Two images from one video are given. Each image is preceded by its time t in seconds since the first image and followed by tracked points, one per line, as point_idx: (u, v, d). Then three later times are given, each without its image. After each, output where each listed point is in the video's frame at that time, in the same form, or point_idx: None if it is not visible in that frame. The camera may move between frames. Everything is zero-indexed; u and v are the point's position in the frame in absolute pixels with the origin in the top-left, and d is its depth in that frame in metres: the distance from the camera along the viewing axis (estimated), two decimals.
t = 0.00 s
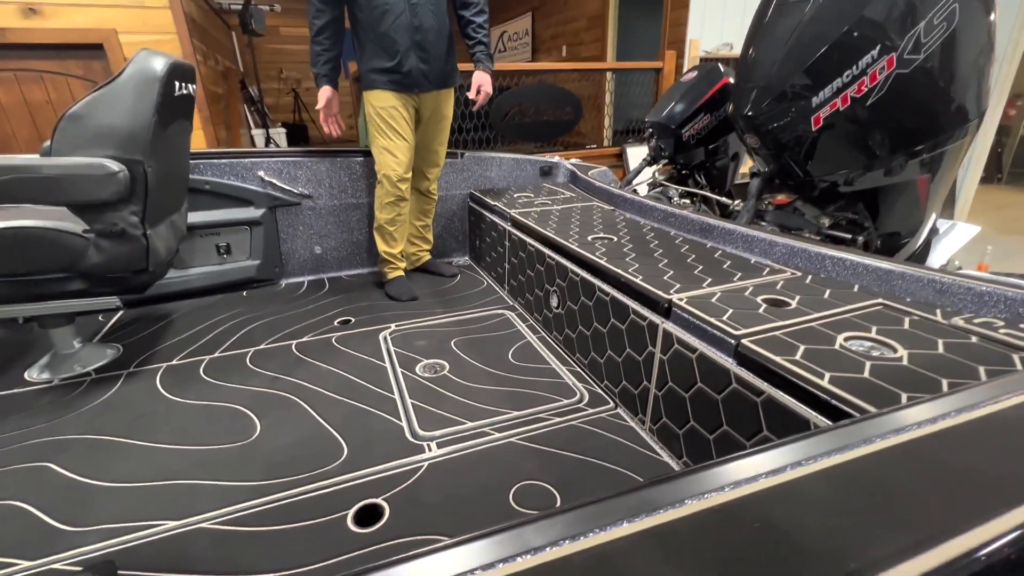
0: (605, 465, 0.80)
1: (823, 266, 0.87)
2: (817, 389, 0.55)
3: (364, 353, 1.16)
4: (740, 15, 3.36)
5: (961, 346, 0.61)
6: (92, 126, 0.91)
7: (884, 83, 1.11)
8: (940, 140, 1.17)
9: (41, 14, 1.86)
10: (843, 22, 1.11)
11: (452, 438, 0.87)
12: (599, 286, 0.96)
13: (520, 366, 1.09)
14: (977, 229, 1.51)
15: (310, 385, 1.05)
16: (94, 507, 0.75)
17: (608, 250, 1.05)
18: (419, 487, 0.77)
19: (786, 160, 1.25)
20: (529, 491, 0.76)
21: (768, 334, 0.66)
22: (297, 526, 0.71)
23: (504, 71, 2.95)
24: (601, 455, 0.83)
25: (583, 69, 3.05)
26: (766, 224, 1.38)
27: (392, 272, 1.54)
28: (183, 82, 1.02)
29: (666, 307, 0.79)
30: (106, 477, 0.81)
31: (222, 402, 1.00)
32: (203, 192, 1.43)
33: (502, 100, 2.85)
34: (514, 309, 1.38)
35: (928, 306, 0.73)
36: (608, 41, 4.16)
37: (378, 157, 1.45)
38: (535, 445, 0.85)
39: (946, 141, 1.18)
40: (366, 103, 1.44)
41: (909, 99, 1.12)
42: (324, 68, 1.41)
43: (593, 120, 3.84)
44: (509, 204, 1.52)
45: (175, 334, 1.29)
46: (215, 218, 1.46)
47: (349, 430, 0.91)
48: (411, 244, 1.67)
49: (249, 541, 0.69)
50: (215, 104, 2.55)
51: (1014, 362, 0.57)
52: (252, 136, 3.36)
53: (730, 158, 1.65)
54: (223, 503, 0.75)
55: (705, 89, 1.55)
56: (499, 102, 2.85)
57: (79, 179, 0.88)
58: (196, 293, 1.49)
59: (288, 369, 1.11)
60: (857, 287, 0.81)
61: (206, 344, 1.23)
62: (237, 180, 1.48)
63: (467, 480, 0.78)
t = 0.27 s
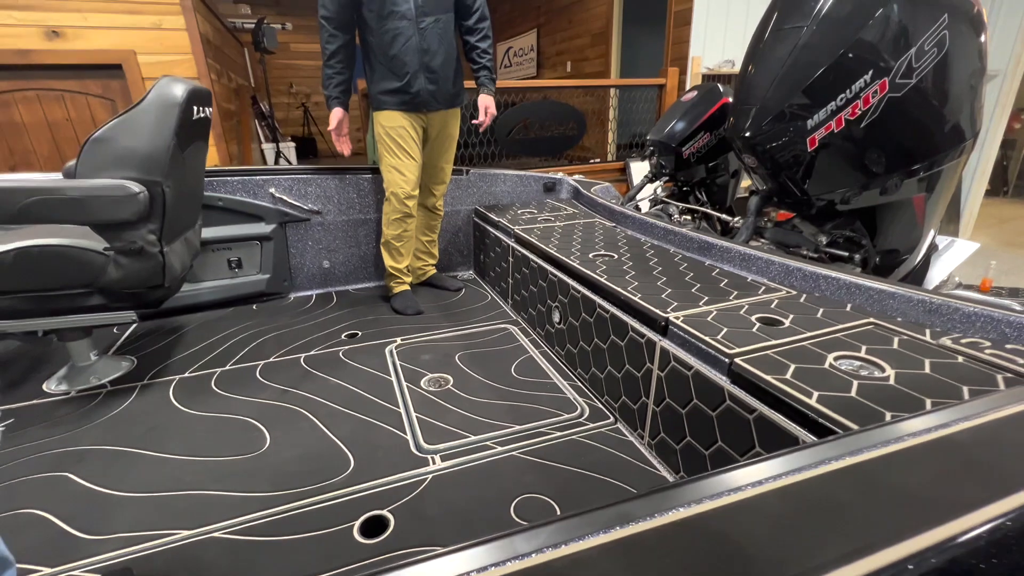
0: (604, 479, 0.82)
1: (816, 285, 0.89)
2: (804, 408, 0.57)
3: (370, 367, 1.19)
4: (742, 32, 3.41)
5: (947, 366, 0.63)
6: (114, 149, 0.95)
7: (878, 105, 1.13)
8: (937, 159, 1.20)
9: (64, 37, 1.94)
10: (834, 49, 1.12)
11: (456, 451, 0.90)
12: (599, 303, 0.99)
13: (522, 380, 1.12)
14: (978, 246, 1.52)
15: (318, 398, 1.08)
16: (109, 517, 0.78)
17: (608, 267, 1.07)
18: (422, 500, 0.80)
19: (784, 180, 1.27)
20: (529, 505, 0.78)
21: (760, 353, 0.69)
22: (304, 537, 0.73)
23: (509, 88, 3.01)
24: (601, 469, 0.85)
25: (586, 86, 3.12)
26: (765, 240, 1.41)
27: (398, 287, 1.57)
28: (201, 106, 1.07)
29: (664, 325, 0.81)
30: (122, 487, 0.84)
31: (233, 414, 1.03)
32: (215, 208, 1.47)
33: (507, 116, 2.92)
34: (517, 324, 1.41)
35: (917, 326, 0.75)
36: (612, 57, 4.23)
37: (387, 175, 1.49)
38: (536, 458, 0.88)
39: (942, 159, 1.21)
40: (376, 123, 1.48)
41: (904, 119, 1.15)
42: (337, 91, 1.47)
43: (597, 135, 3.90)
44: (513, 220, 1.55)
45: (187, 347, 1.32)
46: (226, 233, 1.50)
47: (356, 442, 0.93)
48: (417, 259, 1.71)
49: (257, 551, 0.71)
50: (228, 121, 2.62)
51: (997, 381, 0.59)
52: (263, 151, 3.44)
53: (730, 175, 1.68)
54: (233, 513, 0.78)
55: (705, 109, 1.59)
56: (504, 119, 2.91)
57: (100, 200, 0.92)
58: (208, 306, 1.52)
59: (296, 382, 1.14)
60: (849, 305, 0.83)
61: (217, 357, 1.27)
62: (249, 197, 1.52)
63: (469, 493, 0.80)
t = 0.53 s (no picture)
0: (601, 488, 0.84)
1: (806, 298, 0.92)
2: (790, 418, 0.59)
3: (372, 377, 1.22)
4: (738, 47, 3.48)
5: (930, 378, 0.65)
6: (127, 166, 0.99)
7: (865, 123, 1.16)
8: (927, 174, 1.22)
9: (75, 54, 1.99)
10: (823, 67, 1.16)
11: (457, 461, 0.92)
12: (596, 315, 1.01)
13: (521, 391, 1.14)
14: (970, 258, 1.54)
15: (321, 408, 1.10)
16: (119, 524, 0.80)
17: (605, 280, 1.10)
18: (423, 508, 0.82)
19: (777, 194, 1.30)
20: (527, 513, 0.80)
21: (750, 366, 0.71)
22: (308, 544, 0.75)
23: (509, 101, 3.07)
24: (597, 478, 0.87)
25: (585, 99, 3.17)
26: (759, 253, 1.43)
27: (399, 298, 1.59)
28: (211, 124, 1.11)
29: (658, 338, 0.83)
30: (131, 496, 0.86)
31: (238, 424, 1.05)
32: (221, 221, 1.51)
33: (507, 129, 2.98)
34: (516, 335, 1.43)
35: (903, 339, 0.77)
36: (610, 71, 4.30)
37: (388, 189, 1.52)
38: (534, 467, 0.90)
39: (933, 174, 1.23)
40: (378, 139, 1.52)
41: (893, 135, 1.17)
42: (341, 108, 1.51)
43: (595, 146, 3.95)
44: (513, 232, 1.58)
45: (192, 357, 1.34)
46: (231, 245, 1.53)
47: (358, 452, 0.95)
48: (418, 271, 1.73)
49: (263, 558, 0.73)
50: (232, 133, 2.67)
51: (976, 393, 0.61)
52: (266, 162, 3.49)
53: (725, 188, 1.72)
54: (240, 521, 0.80)
55: (700, 125, 1.63)
56: (505, 131, 2.97)
57: (113, 216, 0.95)
58: (212, 317, 1.55)
59: (299, 392, 1.16)
60: (838, 319, 0.86)
61: (221, 368, 1.29)
62: (254, 210, 1.55)
63: (469, 501, 0.83)
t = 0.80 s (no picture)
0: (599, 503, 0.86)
1: (798, 316, 0.94)
2: (779, 434, 0.61)
3: (375, 394, 1.24)
4: (733, 68, 3.56)
5: (916, 395, 0.67)
6: (141, 190, 1.03)
7: (853, 146, 1.20)
8: (917, 194, 1.25)
9: (88, 78, 2.05)
10: (813, 91, 1.20)
11: (457, 477, 0.94)
12: (594, 333, 1.04)
13: (521, 408, 1.16)
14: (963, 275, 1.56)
15: (324, 424, 1.12)
16: (126, 540, 0.81)
17: (603, 299, 1.13)
18: (425, 524, 0.83)
19: (770, 214, 1.33)
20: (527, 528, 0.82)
21: (743, 383, 0.73)
22: (312, 559, 0.77)
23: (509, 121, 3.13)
24: (596, 493, 0.88)
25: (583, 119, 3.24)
26: (755, 271, 1.46)
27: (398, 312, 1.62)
28: (221, 148, 1.15)
29: (654, 355, 0.86)
30: (138, 512, 0.88)
31: (242, 441, 1.07)
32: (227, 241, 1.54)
33: (508, 149, 3.04)
34: (516, 351, 1.45)
35: (890, 356, 0.80)
36: (608, 91, 4.38)
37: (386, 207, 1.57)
38: (533, 484, 0.92)
39: (922, 193, 1.26)
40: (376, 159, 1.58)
41: (881, 157, 1.20)
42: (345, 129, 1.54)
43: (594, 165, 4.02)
44: (513, 251, 1.61)
45: (197, 375, 1.37)
46: (236, 264, 1.56)
47: (361, 468, 0.97)
48: (419, 289, 1.76)
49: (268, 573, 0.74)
50: (239, 153, 2.72)
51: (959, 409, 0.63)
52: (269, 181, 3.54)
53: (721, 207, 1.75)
54: (245, 537, 0.81)
55: (695, 145, 1.68)
56: (505, 151, 3.04)
57: (125, 238, 0.98)
58: (217, 334, 1.57)
59: (303, 409, 1.18)
60: (828, 336, 0.88)
61: (226, 385, 1.31)
62: (259, 230, 1.59)
63: (471, 517, 0.84)
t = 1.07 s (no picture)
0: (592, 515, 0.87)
1: (785, 329, 0.97)
2: (764, 445, 0.63)
3: (370, 407, 1.25)
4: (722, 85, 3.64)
5: (897, 407, 0.69)
6: (142, 207, 1.05)
7: (837, 164, 1.23)
8: (901, 209, 1.28)
9: (87, 94, 2.07)
10: (798, 110, 1.24)
11: (452, 489, 0.95)
12: (586, 346, 1.06)
13: (516, 420, 1.17)
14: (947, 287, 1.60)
15: (320, 438, 1.13)
16: (122, 555, 0.82)
17: (595, 312, 1.15)
18: (420, 536, 0.84)
19: (758, 229, 1.36)
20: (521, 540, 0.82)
21: (730, 396, 0.75)
22: (308, 572, 0.78)
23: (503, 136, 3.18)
24: (589, 505, 0.90)
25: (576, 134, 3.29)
26: (745, 284, 1.49)
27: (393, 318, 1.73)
28: (220, 165, 1.17)
29: (645, 368, 0.88)
30: (134, 526, 0.88)
31: (238, 455, 1.07)
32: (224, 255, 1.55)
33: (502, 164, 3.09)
34: (510, 364, 1.47)
35: (873, 368, 0.82)
36: (601, 106, 4.46)
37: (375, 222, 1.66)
38: (528, 496, 0.93)
39: (906, 209, 1.29)
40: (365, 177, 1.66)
41: (865, 174, 1.24)
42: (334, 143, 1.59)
43: (587, 179, 4.07)
44: (507, 264, 1.64)
45: (192, 389, 1.37)
46: (233, 278, 1.57)
47: (356, 482, 0.98)
48: (416, 303, 1.78)
49: None
50: (235, 168, 2.75)
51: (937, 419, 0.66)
52: (265, 195, 3.56)
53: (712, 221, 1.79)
54: (241, 551, 0.82)
55: (685, 161, 1.71)
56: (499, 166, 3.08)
57: (124, 254, 1.00)
58: (212, 348, 1.58)
59: (298, 423, 1.19)
60: (814, 349, 0.91)
61: (221, 399, 1.32)
62: (256, 244, 1.61)
63: (466, 529, 0.85)
